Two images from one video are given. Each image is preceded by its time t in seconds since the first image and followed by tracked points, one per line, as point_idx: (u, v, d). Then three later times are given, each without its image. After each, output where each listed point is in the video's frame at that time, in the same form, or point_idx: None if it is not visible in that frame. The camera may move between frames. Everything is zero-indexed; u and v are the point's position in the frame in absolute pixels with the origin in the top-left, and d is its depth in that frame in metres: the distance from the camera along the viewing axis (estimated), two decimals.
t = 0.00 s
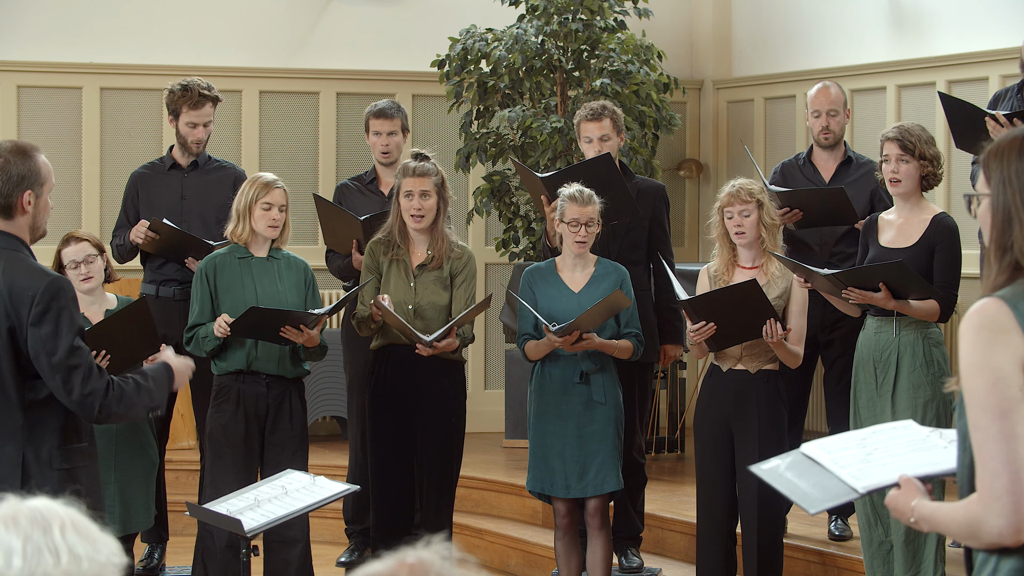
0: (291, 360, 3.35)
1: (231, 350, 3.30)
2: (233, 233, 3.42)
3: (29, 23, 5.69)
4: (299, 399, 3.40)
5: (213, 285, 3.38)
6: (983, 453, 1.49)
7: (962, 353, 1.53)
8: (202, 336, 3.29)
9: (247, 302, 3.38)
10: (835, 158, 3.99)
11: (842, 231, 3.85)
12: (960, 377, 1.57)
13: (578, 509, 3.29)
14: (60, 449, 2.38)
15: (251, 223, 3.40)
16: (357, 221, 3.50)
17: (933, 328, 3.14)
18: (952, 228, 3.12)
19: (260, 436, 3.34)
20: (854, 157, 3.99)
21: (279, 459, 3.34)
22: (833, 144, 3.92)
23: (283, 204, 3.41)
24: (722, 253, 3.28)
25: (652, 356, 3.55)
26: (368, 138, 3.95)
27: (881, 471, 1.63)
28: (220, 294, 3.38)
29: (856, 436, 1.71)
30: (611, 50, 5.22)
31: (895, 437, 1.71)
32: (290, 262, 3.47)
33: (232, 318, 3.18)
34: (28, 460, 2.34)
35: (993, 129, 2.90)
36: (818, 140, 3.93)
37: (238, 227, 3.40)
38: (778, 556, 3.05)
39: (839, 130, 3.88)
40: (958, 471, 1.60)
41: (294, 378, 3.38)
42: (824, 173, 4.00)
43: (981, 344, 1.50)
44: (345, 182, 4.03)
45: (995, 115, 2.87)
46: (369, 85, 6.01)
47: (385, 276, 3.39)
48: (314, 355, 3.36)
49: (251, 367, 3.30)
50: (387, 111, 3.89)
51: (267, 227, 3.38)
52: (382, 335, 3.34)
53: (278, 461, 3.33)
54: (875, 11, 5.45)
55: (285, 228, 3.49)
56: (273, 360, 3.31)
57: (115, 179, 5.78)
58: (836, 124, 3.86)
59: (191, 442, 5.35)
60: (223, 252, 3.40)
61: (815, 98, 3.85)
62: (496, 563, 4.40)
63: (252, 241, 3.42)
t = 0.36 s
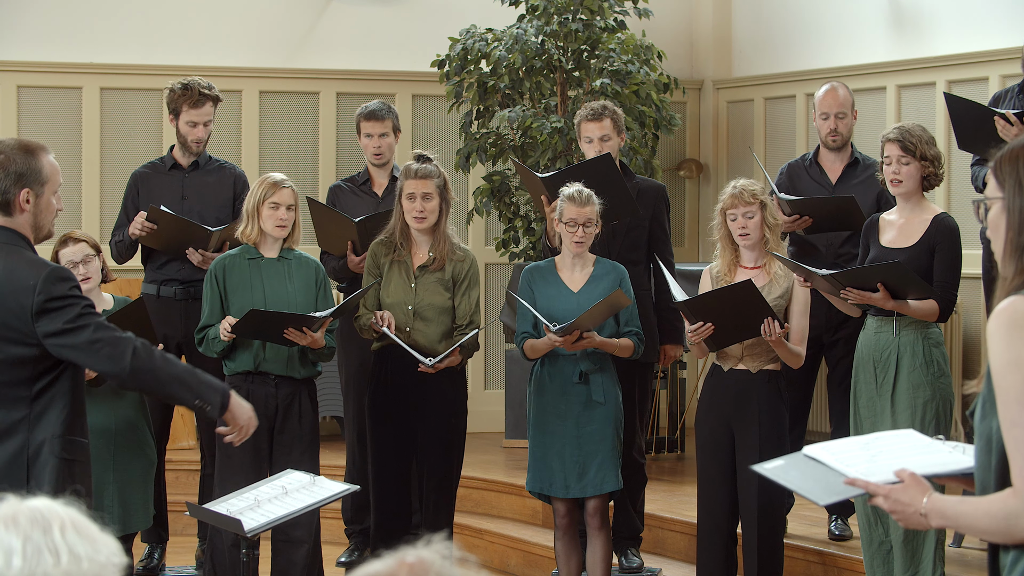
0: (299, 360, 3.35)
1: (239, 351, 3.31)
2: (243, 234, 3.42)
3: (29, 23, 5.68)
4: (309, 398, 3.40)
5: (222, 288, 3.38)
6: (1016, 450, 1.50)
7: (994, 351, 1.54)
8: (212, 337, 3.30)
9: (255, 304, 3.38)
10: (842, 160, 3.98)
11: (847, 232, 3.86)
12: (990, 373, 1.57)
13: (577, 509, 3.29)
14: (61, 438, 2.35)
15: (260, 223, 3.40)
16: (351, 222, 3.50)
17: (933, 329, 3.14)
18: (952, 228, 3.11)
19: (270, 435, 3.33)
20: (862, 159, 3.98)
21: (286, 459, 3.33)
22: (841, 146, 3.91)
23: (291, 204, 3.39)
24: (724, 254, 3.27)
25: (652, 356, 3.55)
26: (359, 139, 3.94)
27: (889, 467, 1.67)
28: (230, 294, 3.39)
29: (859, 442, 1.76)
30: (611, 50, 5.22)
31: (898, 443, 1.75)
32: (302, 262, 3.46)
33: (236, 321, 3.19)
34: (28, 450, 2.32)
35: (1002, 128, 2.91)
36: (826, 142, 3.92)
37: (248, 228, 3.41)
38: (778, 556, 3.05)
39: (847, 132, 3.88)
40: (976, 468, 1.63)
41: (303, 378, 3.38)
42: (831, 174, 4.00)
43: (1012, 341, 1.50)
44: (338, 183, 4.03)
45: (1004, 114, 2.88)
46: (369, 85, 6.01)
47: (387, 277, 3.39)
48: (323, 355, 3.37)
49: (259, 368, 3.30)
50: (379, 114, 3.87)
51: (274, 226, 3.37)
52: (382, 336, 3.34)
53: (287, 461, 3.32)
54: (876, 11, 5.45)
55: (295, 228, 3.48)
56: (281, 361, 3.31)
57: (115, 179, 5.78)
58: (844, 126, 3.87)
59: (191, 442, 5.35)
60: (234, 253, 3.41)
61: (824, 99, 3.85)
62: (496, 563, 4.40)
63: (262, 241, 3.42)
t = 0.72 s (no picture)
0: (302, 360, 3.34)
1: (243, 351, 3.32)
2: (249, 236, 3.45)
3: (29, 23, 5.68)
4: (315, 399, 3.39)
5: (228, 288, 3.38)
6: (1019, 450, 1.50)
7: (999, 351, 1.54)
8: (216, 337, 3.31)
9: (258, 305, 3.37)
10: (848, 158, 3.98)
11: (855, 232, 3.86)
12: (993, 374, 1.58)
13: (577, 509, 3.29)
14: (71, 435, 2.35)
15: (263, 222, 3.41)
16: (348, 221, 3.52)
17: (933, 329, 3.14)
18: (952, 228, 3.11)
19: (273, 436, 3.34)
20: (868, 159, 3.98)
21: (290, 459, 3.33)
22: (847, 144, 3.92)
23: (291, 202, 3.39)
24: (725, 255, 3.27)
25: (652, 356, 3.54)
26: (356, 142, 3.94)
27: (891, 465, 1.67)
28: (236, 295, 3.38)
29: (858, 439, 1.76)
30: (611, 50, 5.22)
31: (899, 440, 1.76)
32: (309, 263, 3.44)
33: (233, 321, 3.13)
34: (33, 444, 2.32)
35: (1005, 128, 2.88)
36: (832, 139, 3.92)
37: (253, 227, 3.42)
38: (779, 556, 3.05)
39: (853, 130, 3.89)
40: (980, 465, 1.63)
41: (308, 378, 3.36)
42: (836, 173, 4.00)
43: (1018, 343, 1.50)
44: (333, 184, 4.03)
45: (1007, 113, 2.85)
46: (369, 85, 6.01)
47: (388, 278, 3.39)
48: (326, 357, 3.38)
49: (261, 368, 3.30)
50: (376, 115, 3.87)
51: (276, 225, 3.38)
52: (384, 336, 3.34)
53: (290, 460, 3.32)
54: (876, 11, 5.44)
55: (302, 226, 3.46)
56: (283, 362, 3.31)
57: (115, 179, 5.78)
58: (850, 123, 3.88)
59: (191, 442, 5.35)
60: (239, 255, 3.40)
61: (829, 97, 3.87)
62: (496, 563, 4.40)
63: (266, 242, 3.42)
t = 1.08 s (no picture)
0: (298, 360, 3.32)
1: (239, 351, 3.33)
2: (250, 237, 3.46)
3: (29, 23, 5.68)
4: (312, 401, 3.38)
5: (228, 288, 3.40)
6: (1004, 448, 1.49)
7: (987, 350, 1.53)
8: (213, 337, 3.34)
9: (254, 306, 3.37)
10: (848, 159, 3.98)
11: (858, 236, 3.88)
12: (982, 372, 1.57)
13: (578, 509, 3.29)
14: (51, 444, 2.36)
15: (262, 221, 3.42)
16: (344, 216, 3.51)
17: (935, 329, 3.14)
18: (954, 229, 3.12)
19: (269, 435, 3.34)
20: (867, 158, 3.98)
21: (285, 460, 3.32)
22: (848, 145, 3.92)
23: (289, 201, 3.39)
24: (726, 255, 3.27)
25: (652, 356, 3.54)
26: (357, 143, 3.94)
27: (881, 450, 1.66)
28: (234, 295, 3.40)
29: (852, 425, 1.75)
30: (611, 50, 5.22)
31: (892, 427, 1.75)
32: (310, 263, 3.43)
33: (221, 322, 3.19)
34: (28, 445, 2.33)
35: (1004, 130, 2.93)
36: (834, 139, 3.92)
37: (252, 228, 3.43)
38: (779, 556, 3.05)
39: (854, 130, 3.89)
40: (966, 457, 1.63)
41: (303, 380, 3.35)
42: (837, 174, 4.00)
43: (1007, 341, 1.50)
44: (332, 183, 4.03)
45: (1006, 115, 2.91)
46: (370, 85, 6.01)
47: (389, 279, 3.39)
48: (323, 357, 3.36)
49: (256, 368, 3.31)
50: (378, 118, 3.87)
51: (273, 225, 3.38)
52: (385, 337, 3.34)
53: (286, 461, 3.31)
54: (876, 11, 5.44)
55: (302, 227, 3.46)
56: (277, 363, 3.30)
57: (115, 179, 5.78)
58: (853, 123, 3.88)
59: (192, 442, 5.35)
60: (239, 254, 3.41)
61: (829, 98, 3.86)
62: (496, 563, 4.41)
63: (267, 241, 3.43)
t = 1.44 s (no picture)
0: (291, 360, 3.32)
1: (232, 350, 3.34)
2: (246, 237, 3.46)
3: (28, 23, 5.68)
4: (305, 401, 3.36)
5: (222, 287, 3.41)
6: (983, 454, 1.47)
7: (974, 353, 1.49)
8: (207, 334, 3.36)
9: (248, 305, 3.37)
10: (828, 157, 3.98)
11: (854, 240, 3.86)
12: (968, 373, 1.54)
13: (578, 509, 3.29)
14: (38, 446, 2.35)
15: (257, 221, 3.42)
16: (344, 218, 3.50)
17: (936, 329, 3.14)
18: (955, 229, 3.12)
19: (263, 435, 3.34)
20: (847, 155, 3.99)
21: (279, 459, 3.31)
22: (826, 144, 3.92)
23: (283, 200, 3.38)
24: (726, 255, 3.27)
25: (652, 356, 3.54)
26: (358, 144, 3.94)
27: (878, 441, 1.62)
28: (229, 293, 3.40)
29: (849, 412, 1.71)
30: (611, 50, 5.22)
31: (889, 415, 1.71)
32: (305, 262, 3.43)
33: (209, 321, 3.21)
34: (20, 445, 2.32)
35: (1002, 130, 2.90)
36: (811, 140, 3.92)
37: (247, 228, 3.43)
38: (779, 556, 3.05)
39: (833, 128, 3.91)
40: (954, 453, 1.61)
41: (295, 380, 3.35)
42: (819, 173, 3.99)
43: (996, 347, 1.46)
44: (333, 184, 4.03)
45: (1004, 114, 2.88)
46: (369, 85, 6.01)
47: (390, 280, 3.39)
48: (315, 356, 3.36)
49: (249, 367, 3.31)
50: (380, 119, 3.86)
51: (267, 224, 3.38)
52: (386, 338, 3.34)
53: (280, 461, 3.30)
54: (876, 11, 5.44)
55: (298, 225, 3.45)
56: (270, 362, 3.30)
57: (115, 179, 5.78)
58: (831, 122, 3.90)
59: (192, 442, 5.35)
60: (235, 253, 3.42)
61: (805, 99, 3.87)
62: (496, 563, 4.41)
63: (261, 241, 3.43)
